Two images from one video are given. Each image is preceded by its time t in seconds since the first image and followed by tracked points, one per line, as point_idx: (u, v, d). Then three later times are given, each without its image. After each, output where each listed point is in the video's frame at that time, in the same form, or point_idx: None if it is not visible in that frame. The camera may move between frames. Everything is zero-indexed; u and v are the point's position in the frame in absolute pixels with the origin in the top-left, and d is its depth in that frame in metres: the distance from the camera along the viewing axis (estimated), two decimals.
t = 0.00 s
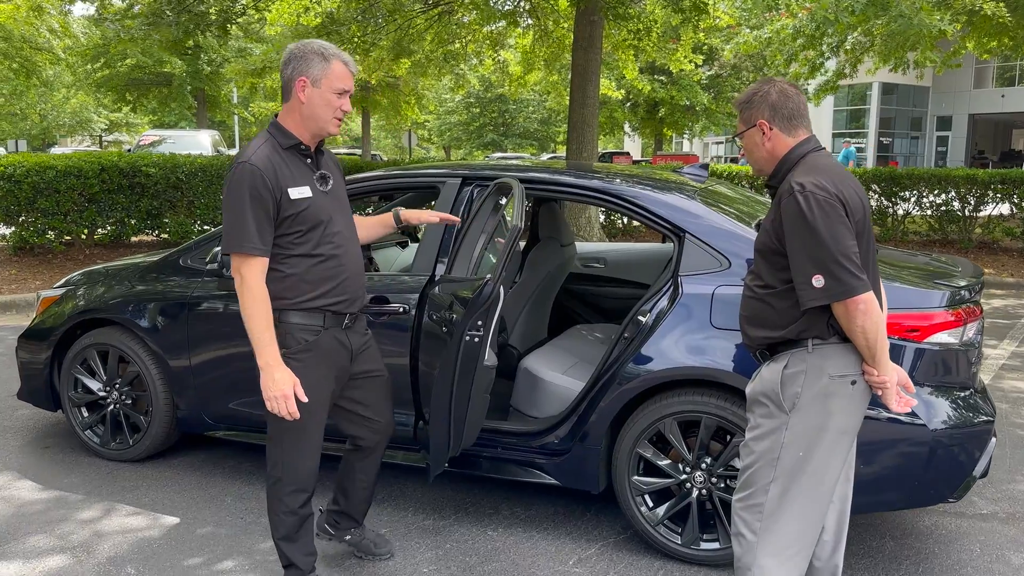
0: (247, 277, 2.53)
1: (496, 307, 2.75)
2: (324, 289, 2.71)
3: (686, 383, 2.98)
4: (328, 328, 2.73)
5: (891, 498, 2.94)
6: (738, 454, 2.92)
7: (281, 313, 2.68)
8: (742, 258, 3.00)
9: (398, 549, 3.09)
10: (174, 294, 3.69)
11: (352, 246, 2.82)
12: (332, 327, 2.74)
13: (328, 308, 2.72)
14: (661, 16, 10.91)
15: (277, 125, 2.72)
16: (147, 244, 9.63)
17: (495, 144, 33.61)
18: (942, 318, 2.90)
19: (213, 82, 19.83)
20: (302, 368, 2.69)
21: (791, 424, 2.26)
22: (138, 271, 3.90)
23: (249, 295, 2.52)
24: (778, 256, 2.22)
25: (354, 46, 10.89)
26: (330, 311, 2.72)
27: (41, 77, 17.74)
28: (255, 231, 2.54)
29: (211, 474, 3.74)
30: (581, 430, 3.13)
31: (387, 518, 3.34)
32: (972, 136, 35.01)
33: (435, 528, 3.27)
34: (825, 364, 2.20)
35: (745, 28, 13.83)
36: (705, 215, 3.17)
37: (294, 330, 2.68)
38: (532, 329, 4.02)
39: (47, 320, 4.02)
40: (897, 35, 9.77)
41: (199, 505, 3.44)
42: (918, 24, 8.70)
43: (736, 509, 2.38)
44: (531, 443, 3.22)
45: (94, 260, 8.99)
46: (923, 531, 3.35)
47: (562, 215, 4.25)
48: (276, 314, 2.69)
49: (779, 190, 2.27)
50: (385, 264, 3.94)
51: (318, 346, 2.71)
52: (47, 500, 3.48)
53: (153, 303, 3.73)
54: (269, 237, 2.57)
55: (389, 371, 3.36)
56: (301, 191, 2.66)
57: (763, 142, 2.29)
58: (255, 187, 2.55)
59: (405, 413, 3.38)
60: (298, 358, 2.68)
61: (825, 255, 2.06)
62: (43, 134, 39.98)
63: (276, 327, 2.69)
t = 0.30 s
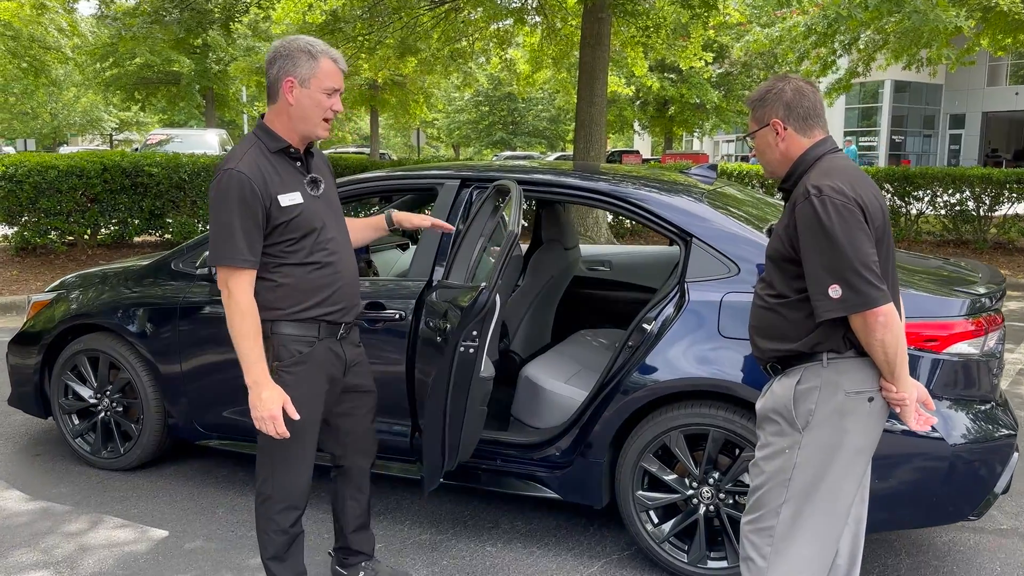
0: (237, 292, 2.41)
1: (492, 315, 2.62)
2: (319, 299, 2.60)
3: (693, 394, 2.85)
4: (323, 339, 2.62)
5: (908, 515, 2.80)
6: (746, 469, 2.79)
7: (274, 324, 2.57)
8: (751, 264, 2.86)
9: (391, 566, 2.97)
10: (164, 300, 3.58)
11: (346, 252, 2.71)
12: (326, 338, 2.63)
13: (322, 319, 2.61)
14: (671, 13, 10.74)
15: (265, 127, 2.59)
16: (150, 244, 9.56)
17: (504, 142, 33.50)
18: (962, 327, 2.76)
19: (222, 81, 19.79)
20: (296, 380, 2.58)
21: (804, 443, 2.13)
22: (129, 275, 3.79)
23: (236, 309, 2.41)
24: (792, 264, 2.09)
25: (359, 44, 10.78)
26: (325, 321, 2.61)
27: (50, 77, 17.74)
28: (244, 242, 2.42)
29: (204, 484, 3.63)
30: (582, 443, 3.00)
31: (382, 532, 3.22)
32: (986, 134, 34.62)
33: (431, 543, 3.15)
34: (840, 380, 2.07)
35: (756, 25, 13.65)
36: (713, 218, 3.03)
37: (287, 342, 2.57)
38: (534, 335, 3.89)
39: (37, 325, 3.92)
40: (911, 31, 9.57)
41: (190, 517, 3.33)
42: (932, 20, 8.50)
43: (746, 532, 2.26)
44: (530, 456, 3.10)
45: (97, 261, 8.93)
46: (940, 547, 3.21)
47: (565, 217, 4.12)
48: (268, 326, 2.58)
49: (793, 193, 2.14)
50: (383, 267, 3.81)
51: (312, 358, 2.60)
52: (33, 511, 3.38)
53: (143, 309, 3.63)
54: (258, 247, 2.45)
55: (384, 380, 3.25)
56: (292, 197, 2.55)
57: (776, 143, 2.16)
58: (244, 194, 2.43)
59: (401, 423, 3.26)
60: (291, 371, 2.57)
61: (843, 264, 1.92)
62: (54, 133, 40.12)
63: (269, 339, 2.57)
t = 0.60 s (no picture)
0: (228, 286, 2.35)
1: (486, 322, 2.52)
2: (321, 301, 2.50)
3: (698, 402, 2.74)
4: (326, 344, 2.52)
5: (923, 528, 2.68)
6: (754, 481, 2.68)
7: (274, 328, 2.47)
8: (761, 267, 2.75)
9: None
10: (158, 303, 3.50)
11: (349, 254, 2.60)
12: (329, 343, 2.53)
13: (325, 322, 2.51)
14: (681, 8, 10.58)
15: (266, 123, 2.51)
16: (155, 243, 9.51)
17: (514, 140, 33.38)
18: (980, 334, 2.63)
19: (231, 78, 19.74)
20: (297, 387, 2.48)
21: (813, 459, 2.01)
22: (122, 277, 3.71)
23: (236, 301, 2.34)
24: (803, 269, 1.98)
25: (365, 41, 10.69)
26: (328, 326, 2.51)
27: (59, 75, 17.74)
28: (237, 240, 2.34)
29: (198, 491, 3.56)
30: (584, 453, 2.90)
31: (379, 542, 3.14)
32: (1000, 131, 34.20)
33: (428, 554, 3.06)
34: (852, 393, 1.96)
35: (768, 20, 13.46)
36: (721, 219, 2.92)
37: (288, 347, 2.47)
38: (536, 339, 3.80)
39: (30, 327, 3.84)
40: (927, 26, 9.37)
41: (182, 525, 3.26)
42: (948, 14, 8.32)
43: (750, 552, 2.15)
44: (530, 465, 3.00)
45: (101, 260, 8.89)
46: (955, 561, 3.09)
47: (569, 217, 4.01)
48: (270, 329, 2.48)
49: (803, 195, 2.03)
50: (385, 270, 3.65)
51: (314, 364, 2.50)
52: (24, 518, 3.31)
53: (136, 311, 3.55)
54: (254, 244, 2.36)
55: (382, 385, 3.15)
56: (291, 195, 2.45)
57: (787, 141, 2.05)
58: (242, 190, 2.35)
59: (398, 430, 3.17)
60: (290, 378, 2.47)
61: (856, 271, 1.82)
62: (66, 132, 40.30)
63: (270, 344, 2.48)
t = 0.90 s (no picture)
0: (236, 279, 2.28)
1: (482, 322, 2.45)
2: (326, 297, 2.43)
3: (702, 405, 2.66)
4: (329, 344, 2.45)
5: (936, 537, 2.59)
6: (760, 487, 2.60)
7: (277, 326, 2.41)
8: (767, 266, 2.66)
9: None
10: (154, 303, 3.45)
11: (354, 251, 2.53)
12: (333, 343, 2.46)
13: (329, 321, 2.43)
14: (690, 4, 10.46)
15: (272, 116, 2.44)
16: (159, 241, 9.47)
17: (523, 137, 33.28)
18: (994, 336, 2.54)
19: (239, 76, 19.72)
20: (300, 387, 2.42)
21: (820, 467, 1.93)
22: (117, 276, 3.65)
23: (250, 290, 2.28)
24: (809, 269, 1.90)
25: (371, 37, 10.62)
26: (332, 325, 2.44)
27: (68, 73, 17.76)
28: (242, 232, 2.27)
29: (194, 494, 3.50)
30: (584, 457, 2.83)
31: (376, 547, 3.07)
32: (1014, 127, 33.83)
33: (426, 559, 2.99)
34: (861, 397, 1.88)
35: (778, 15, 13.31)
36: (726, 216, 2.84)
37: (291, 346, 2.41)
38: (539, 340, 3.72)
39: (25, 327, 3.79)
40: (939, 19, 9.22)
41: (176, 529, 3.20)
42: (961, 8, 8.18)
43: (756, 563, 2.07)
44: (529, 469, 2.93)
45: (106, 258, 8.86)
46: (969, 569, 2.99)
47: (572, 215, 3.92)
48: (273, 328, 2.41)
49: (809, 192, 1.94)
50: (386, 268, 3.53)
51: (318, 364, 2.43)
52: (18, 521, 3.27)
53: (131, 311, 3.49)
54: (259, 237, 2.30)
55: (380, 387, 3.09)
56: (297, 188, 2.39)
57: (793, 136, 1.97)
58: (248, 181, 2.29)
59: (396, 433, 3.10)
60: (292, 378, 2.41)
61: (864, 270, 1.73)
62: (77, 130, 40.46)
63: (273, 342, 2.42)
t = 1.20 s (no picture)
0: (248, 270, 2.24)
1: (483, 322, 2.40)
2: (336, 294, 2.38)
3: (707, 406, 2.61)
4: (337, 340, 2.39)
5: (946, 539, 2.54)
6: (767, 489, 2.55)
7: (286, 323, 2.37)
8: (774, 265, 2.61)
9: None
10: (153, 303, 3.41)
11: (365, 249, 2.47)
12: (341, 339, 2.40)
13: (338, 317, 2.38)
14: None
15: (290, 112, 2.40)
16: (163, 240, 9.45)
17: (528, 134, 33.19)
18: (1006, 335, 2.48)
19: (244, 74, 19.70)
20: (308, 383, 2.37)
21: (830, 471, 1.88)
22: (116, 275, 3.62)
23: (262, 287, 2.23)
24: (818, 267, 1.85)
25: (374, 34, 10.58)
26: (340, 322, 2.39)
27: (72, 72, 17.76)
28: (256, 227, 2.23)
29: (194, 496, 3.47)
30: (588, 458, 2.78)
31: (377, 550, 3.03)
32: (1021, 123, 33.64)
33: (428, 561, 2.96)
34: (871, 399, 1.83)
35: (784, 11, 13.22)
36: (733, 214, 2.79)
37: (300, 341, 2.36)
38: (542, 339, 3.68)
39: (24, 327, 3.76)
40: (947, 14, 9.13)
41: (177, 530, 3.17)
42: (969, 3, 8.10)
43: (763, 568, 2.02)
44: (532, 471, 2.88)
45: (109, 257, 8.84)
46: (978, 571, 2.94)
47: (576, 212, 3.87)
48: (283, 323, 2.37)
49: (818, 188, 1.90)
50: (384, 270, 3.43)
51: (326, 360, 2.38)
52: (17, 523, 3.24)
53: (131, 311, 3.46)
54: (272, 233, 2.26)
55: (382, 387, 3.05)
56: (311, 183, 2.34)
57: (801, 133, 1.92)
58: (261, 177, 2.25)
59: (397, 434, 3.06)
60: (299, 375, 2.37)
61: (874, 267, 1.68)
62: (82, 130, 40.52)
63: (281, 338, 2.38)
